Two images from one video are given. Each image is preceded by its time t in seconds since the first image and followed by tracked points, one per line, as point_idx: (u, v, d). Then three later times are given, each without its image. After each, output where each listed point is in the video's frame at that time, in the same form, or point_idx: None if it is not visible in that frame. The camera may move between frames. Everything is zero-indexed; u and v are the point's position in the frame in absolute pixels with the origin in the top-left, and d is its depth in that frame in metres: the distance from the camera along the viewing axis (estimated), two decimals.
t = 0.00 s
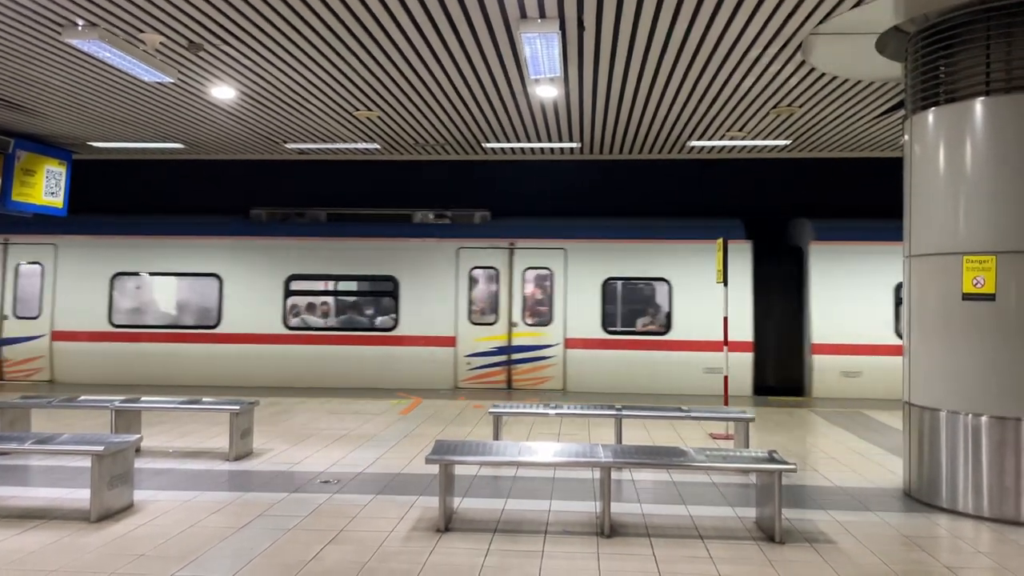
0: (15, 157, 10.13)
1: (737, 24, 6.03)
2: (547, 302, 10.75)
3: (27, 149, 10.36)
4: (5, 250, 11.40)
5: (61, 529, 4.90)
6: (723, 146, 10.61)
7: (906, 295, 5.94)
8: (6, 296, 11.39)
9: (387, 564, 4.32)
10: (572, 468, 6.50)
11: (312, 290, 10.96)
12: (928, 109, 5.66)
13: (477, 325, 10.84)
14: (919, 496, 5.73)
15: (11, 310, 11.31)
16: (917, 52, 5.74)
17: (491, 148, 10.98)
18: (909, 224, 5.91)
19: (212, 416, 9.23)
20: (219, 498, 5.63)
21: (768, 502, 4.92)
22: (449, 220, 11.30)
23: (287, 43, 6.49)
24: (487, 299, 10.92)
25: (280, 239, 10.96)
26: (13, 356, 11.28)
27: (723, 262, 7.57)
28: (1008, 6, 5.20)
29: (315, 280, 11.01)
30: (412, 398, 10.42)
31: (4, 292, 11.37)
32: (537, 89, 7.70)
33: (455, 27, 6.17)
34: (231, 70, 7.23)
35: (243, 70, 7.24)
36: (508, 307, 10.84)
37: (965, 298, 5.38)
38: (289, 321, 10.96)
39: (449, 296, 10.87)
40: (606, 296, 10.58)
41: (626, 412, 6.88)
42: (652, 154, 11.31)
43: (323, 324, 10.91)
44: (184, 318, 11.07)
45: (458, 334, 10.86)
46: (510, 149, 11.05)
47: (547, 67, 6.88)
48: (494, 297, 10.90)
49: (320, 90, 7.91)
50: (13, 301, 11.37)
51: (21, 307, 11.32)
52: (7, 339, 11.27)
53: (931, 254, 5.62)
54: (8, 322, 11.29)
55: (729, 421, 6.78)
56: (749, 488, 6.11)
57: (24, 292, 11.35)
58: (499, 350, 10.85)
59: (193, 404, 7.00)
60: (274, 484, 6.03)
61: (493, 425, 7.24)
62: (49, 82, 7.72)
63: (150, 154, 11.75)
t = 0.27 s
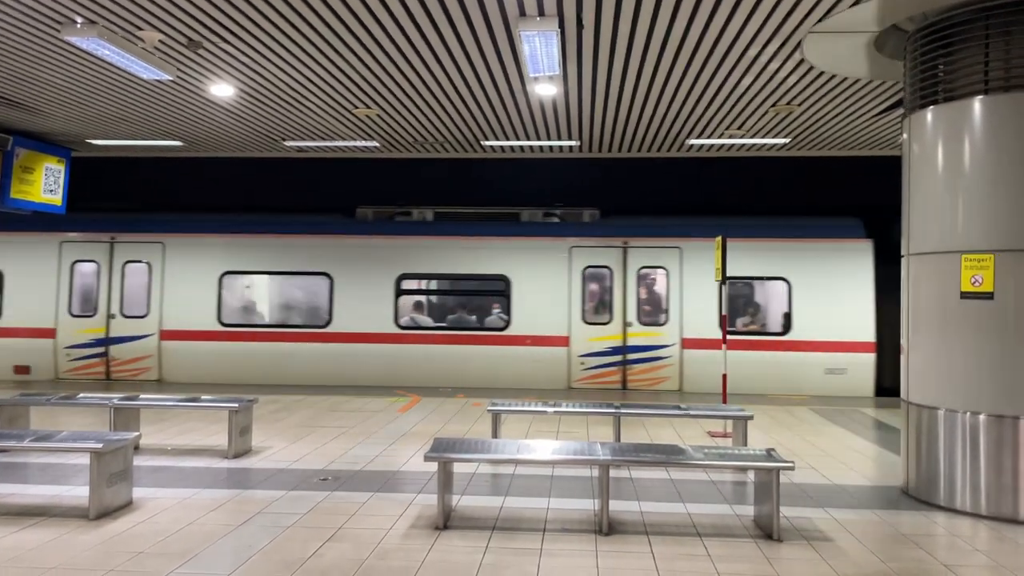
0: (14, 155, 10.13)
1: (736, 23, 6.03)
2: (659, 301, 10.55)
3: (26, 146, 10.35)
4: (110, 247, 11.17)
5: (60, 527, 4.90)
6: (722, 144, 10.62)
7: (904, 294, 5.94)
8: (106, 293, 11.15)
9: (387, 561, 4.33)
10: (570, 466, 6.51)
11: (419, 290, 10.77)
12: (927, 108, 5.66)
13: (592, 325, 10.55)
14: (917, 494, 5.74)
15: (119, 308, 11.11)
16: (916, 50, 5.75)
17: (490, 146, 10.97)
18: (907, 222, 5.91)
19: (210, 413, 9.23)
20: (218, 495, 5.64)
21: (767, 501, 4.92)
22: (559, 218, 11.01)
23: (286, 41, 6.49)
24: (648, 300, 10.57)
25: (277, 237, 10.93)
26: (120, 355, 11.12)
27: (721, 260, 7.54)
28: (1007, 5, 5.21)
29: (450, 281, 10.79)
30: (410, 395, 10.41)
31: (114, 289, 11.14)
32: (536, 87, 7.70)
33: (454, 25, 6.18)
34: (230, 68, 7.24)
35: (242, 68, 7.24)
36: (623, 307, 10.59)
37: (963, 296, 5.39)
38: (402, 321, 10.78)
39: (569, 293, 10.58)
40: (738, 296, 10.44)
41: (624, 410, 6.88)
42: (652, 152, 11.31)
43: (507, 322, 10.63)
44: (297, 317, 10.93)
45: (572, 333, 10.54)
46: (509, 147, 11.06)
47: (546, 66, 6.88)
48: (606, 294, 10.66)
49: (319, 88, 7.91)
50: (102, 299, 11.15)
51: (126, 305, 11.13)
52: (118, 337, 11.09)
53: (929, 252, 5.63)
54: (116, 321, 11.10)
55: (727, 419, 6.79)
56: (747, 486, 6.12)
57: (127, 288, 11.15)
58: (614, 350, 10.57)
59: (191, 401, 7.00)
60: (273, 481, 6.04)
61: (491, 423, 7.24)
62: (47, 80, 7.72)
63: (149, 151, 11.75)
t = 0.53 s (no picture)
0: (11, 152, 10.10)
1: (734, 20, 6.03)
2: (776, 299, 10.56)
3: (23, 143, 10.33)
4: (216, 246, 11.25)
5: (56, 524, 4.90)
6: (720, 142, 10.62)
7: (901, 291, 5.96)
8: (209, 292, 11.23)
9: (384, 558, 4.33)
10: (566, 463, 6.52)
11: (540, 288, 10.66)
12: (923, 106, 5.67)
13: (706, 325, 10.50)
14: (913, 491, 5.75)
15: (226, 307, 11.18)
16: (912, 48, 5.76)
17: (488, 144, 10.97)
18: (904, 220, 5.92)
19: (207, 411, 9.22)
20: (214, 492, 5.64)
21: (763, 497, 4.94)
22: (668, 216, 10.92)
23: (282, 38, 6.49)
24: (711, 297, 10.56)
25: (280, 234, 11.12)
26: (225, 354, 11.23)
27: (717, 256, 7.44)
28: (1002, 3, 5.22)
29: (542, 281, 10.69)
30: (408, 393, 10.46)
31: (221, 287, 11.22)
32: (533, 84, 7.70)
33: (450, 23, 6.17)
34: (227, 65, 7.23)
35: (239, 65, 7.24)
36: (736, 307, 10.62)
37: (960, 294, 5.40)
38: (510, 319, 10.67)
39: (684, 291, 10.51)
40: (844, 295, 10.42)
41: (621, 407, 6.88)
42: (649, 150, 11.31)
43: (620, 321, 10.57)
44: (405, 317, 10.88)
45: (688, 333, 10.49)
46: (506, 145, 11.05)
47: (543, 63, 6.88)
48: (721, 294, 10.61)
49: (315, 85, 7.91)
50: (209, 299, 11.22)
51: (233, 304, 11.21)
52: (228, 337, 11.18)
53: (926, 250, 5.64)
54: (223, 320, 11.17)
55: (723, 417, 6.79)
56: (744, 483, 6.13)
57: (231, 288, 11.24)
58: (731, 350, 10.63)
59: (188, 399, 6.99)
60: (270, 478, 6.04)
61: (488, 421, 7.24)
62: (43, 77, 7.70)
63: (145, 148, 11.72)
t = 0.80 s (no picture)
0: (6, 149, 10.07)
1: (730, 17, 6.02)
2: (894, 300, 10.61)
3: (19, 141, 10.30)
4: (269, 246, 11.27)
5: (52, 522, 4.89)
6: (716, 140, 10.63)
7: (897, 289, 5.96)
8: (320, 292, 11.27)
9: (380, 556, 4.33)
10: (563, 461, 6.53)
11: (646, 289, 10.66)
12: (919, 104, 5.68)
13: (826, 325, 10.53)
14: (909, 489, 5.77)
15: (335, 307, 11.21)
16: (908, 46, 5.76)
17: (485, 142, 10.96)
18: (900, 218, 5.93)
19: (202, 409, 9.21)
20: (210, 490, 5.64)
21: (759, 495, 4.94)
22: (781, 214, 10.68)
23: (278, 36, 6.48)
24: (824, 295, 10.59)
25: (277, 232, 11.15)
26: (334, 354, 11.26)
27: (715, 254, 7.61)
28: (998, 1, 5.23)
29: (654, 280, 10.68)
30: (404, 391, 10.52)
31: (330, 288, 11.26)
32: (530, 82, 7.70)
33: (446, 20, 6.16)
34: (223, 63, 7.22)
35: (235, 63, 7.23)
36: (858, 306, 10.58)
37: (955, 292, 5.41)
38: (623, 318, 10.67)
39: (801, 292, 10.53)
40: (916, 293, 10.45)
41: (618, 405, 6.88)
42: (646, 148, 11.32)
43: (733, 322, 10.62)
44: (514, 317, 10.82)
45: (807, 334, 10.53)
46: (503, 143, 11.06)
47: (540, 61, 6.88)
48: (835, 293, 10.61)
49: (311, 83, 7.90)
50: (318, 299, 11.26)
51: (342, 304, 11.23)
52: (337, 336, 11.20)
53: (922, 248, 5.64)
54: (331, 320, 11.19)
55: (720, 415, 6.80)
56: (740, 480, 6.14)
57: (347, 289, 11.27)
58: (850, 350, 10.60)
59: (184, 397, 6.98)
60: (267, 477, 6.04)
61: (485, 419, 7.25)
62: (39, 74, 7.68)
63: (141, 146, 11.70)
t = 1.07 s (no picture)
0: None
1: (725, 16, 6.03)
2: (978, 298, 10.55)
3: (12, 139, 10.26)
4: (258, 245, 11.17)
5: (46, 521, 4.88)
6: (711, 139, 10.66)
7: (890, 288, 5.98)
8: (428, 292, 11.14)
9: (375, 555, 4.33)
10: (558, 460, 6.53)
11: (759, 289, 10.62)
12: (913, 103, 5.69)
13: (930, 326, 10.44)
14: (903, 487, 5.78)
15: (443, 307, 11.08)
16: (902, 46, 5.78)
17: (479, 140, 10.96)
18: (894, 217, 5.94)
19: (196, 408, 9.19)
20: (205, 489, 5.63)
21: (753, 493, 4.96)
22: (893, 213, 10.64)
23: (273, 34, 6.45)
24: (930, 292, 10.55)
25: (272, 230, 11.12)
26: (443, 355, 11.17)
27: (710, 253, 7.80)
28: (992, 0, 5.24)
29: (758, 280, 10.64)
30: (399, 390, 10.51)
31: (441, 288, 11.12)
32: (525, 80, 7.69)
33: (441, 18, 6.14)
34: (217, 60, 7.19)
35: (229, 61, 7.21)
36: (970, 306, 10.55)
37: (949, 291, 5.43)
38: (736, 319, 10.64)
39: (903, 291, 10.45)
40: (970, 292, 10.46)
41: (613, 404, 6.89)
42: (641, 147, 11.33)
43: (820, 321, 10.60)
44: (626, 317, 10.74)
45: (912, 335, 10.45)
46: (498, 141, 11.06)
47: (535, 59, 6.87)
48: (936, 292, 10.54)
49: (305, 81, 7.87)
50: (426, 299, 11.13)
51: (451, 304, 11.10)
52: (446, 336, 11.10)
53: (916, 247, 5.66)
54: (440, 320, 11.07)
55: (715, 413, 6.81)
56: (735, 478, 6.16)
57: (453, 288, 11.14)
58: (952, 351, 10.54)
59: (178, 396, 6.96)
60: (261, 476, 6.03)
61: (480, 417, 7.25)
62: (31, 72, 7.63)
63: (135, 144, 11.66)
